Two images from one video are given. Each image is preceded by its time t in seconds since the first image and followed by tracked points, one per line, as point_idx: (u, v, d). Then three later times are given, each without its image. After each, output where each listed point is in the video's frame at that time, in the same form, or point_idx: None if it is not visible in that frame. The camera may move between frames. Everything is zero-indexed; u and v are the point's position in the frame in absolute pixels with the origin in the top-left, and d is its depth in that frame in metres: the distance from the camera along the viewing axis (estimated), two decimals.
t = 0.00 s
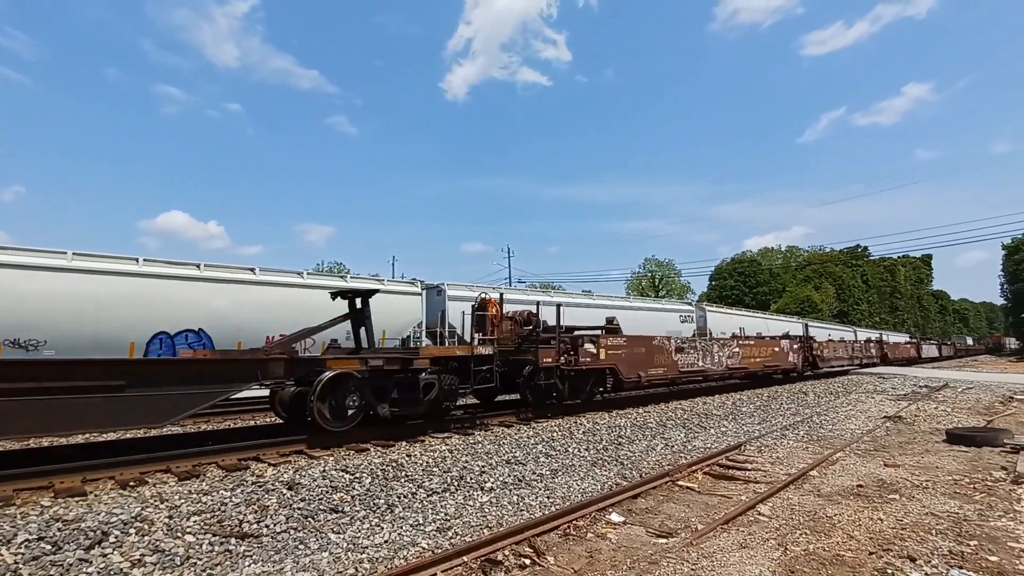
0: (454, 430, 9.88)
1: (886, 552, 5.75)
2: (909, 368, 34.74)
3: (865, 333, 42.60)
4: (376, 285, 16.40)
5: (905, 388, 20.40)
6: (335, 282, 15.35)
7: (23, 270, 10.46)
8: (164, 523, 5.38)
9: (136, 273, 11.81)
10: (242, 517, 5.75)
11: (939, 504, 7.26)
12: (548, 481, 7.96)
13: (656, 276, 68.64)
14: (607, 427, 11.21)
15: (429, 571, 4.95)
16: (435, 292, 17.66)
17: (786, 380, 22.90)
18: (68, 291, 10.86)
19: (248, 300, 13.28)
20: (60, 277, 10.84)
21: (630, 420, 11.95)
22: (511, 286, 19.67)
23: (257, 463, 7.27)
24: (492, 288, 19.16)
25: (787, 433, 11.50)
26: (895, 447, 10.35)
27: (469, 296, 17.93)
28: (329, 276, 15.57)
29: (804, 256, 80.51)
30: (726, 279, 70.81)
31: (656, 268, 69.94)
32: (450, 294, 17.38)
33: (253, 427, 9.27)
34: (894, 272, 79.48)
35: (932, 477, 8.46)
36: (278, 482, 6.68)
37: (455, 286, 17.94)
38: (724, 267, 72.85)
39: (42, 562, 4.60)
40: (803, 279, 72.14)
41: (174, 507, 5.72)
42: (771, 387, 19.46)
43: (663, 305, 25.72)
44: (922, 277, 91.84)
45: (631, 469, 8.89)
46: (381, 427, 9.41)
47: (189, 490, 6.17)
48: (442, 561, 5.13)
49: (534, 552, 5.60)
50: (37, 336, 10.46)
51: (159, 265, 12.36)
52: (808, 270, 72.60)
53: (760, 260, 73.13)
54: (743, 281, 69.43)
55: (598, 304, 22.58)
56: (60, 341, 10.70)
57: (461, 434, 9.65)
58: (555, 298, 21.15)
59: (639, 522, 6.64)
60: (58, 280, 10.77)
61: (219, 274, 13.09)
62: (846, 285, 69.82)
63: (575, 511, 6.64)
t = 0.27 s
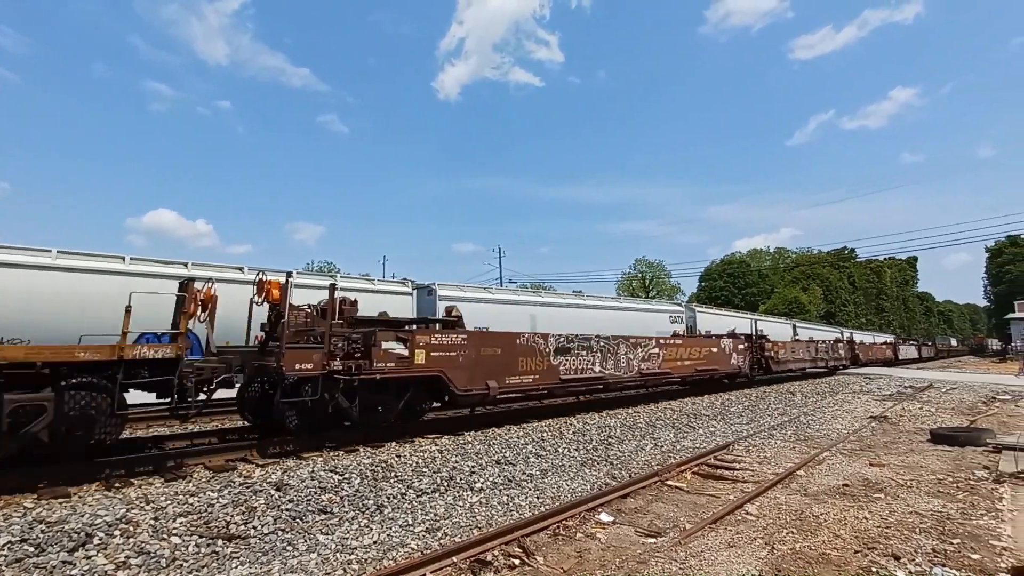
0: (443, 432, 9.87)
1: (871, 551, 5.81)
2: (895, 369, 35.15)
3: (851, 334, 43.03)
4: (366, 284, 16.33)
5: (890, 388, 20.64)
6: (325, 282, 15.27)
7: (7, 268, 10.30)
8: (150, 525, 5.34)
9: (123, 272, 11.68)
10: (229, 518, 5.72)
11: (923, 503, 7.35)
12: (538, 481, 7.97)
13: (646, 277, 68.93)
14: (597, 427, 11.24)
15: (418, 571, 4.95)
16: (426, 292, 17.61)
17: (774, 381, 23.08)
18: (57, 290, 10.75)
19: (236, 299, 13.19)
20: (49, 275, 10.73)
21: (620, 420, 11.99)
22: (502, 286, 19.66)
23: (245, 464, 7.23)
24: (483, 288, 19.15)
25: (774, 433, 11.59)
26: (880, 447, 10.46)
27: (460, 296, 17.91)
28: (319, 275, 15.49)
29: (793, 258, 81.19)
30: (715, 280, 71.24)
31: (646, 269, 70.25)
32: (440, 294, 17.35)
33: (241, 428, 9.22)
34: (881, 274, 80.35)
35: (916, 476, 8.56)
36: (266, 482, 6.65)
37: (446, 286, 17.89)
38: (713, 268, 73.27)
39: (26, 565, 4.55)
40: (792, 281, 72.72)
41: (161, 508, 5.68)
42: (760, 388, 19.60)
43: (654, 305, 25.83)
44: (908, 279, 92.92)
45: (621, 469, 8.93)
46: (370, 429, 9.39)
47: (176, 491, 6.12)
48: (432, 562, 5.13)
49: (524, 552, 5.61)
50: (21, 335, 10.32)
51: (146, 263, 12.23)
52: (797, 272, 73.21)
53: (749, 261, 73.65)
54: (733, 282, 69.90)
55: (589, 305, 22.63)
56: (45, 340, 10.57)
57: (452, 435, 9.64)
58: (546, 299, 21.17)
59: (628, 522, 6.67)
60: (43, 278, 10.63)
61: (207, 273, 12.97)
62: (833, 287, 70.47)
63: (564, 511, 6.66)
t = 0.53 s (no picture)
0: (437, 433, 9.86)
1: (863, 550, 5.85)
2: (886, 369, 35.42)
3: (843, 334, 43.32)
4: (361, 283, 16.31)
5: (882, 388, 20.77)
6: (319, 281, 15.25)
7: None
8: (142, 525, 5.31)
9: (116, 270, 11.62)
10: (221, 518, 5.70)
11: (913, 502, 7.40)
12: (532, 481, 7.99)
13: (641, 278, 69.14)
14: (591, 427, 11.26)
15: (411, 571, 4.95)
16: (420, 292, 17.58)
17: (766, 381, 23.19)
18: (50, 288, 10.71)
19: (230, 299, 13.16)
20: (40, 274, 10.66)
21: (614, 420, 12.02)
22: (497, 286, 19.66)
23: (238, 464, 7.21)
24: (478, 288, 19.14)
25: (767, 433, 11.65)
26: (872, 447, 10.53)
27: (454, 296, 17.89)
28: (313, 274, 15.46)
29: (786, 259, 81.58)
30: (709, 281, 71.50)
31: (641, 270, 70.46)
32: (435, 293, 17.33)
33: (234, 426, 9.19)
34: (873, 275, 80.88)
35: (907, 476, 8.63)
36: (259, 482, 6.63)
37: (441, 286, 17.87)
38: (707, 268, 73.55)
39: (15, 566, 4.53)
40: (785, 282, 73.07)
41: (152, 508, 5.66)
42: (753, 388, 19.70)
43: (648, 305, 25.90)
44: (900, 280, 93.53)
45: (615, 469, 8.95)
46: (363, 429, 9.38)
47: (167, 491, 6.10)
48: (425, 562, 5.13)
49: (518, 552, 5.62)
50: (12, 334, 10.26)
51: (138, 261, 12.16)
52: (790, 273, 73.60)
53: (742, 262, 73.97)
54: (726, 283, 70.19)
55: (583, 305, 22.66)
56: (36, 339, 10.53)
57: (445, 435, 9.64)
58: (541, 299, 21.18)
59: (622, 522, 6.69)
60: (34, 277, 10.56)
61: (200, 272, 12.92)
62: (826, 288, 70.86)
63: (558, 511, 6.68)
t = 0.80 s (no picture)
0: (431, 432, 9.85)
1: (854, 549, 5.90)
2: (879, 369, 35.64)
3: (837, 335, 43.53)
4: (356, 282, 16.28)
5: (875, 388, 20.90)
6: (314, 280, 15.21)
7: None
8: (134, 524, 5.30)
9: (109, 268, 11.56)
10: (214, 518, 5.69)
11: (905, 502, 7.46)
12: (526, 481, 8.00)
13: (636, 278, 69.31)
14: (586, 427, 11.28)
15: (406, 571, 4.95)
16: (416, 291, 17.56)
17: (760, 381, 23.29)
18: (42, 286, 10.65)
19: (224, 297, 13.12)
20: (32, 271, 10.58)
21: (609, 420, 12.04)
22: (493, 286, 19.66)
23: (232, 463, 7.20)
24: (473, 287, 19.13)
25: (761, 433, 11.71)
26: (864, 447, 10.60)
27: (450, 296, 17.88)
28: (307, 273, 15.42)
29: (780, 259, 81.94)
30: (704, 281, 71.70)
31: (636, 270, 70.59)
32: (431, 293, 17.32)
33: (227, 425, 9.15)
34: (866, 276, 81.31)
35: (899, 475, 8.69)
36: (253, 482, 6.62)
37: (436, 285, 17.86)
38: (702, 269, 73.73)
39: (6, 565, 4.51)
40: (779, 282, 73.37)
41: (145, 507, 5.64)
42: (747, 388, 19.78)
43: (643, 305, 25.96)
44: (893, 281, 94.08)
45: (609, 469, 8.97)
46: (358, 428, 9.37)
47: (160, 490, 6.08)
48: (420, 561, 5.14)
49: (512, 551, 5.63)
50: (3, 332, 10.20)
51: (131, 260, 12.09)
52: (784, 273, 73.89)
53: (737, 263, 74.25)
54: (721, 283, 70.39)
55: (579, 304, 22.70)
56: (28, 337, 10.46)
57: (440, 435, 9.64)
58: (536, 298, 21.20)
59: (616, 521, 6.71)
60: (26, 275, 10.48)
61: (194, 270, 12.87)
62: (820, 289, 71.17)
63: (553, 510, 6.69)
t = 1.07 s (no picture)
0: (425, 431, 9.85)
1: (847, 548, 5.93)
2: (872, 369, 35.82)
3: (830, 336, 43.70)
4: (351, 281, 16.26)
5: (867, 388, 21.02)
6: (308, 278, 15.17)
7: None
8: (127, 524, 5.28)
9: (101, 266, 11.49)
10: (208, 517, 5.67)
11: (898, 501, 7.51)
12: (521, 480, 8.01)
13: (631, 278, 69.47)
14: (581, 427, 11.30)
15: (400, 571, 4.95)
16: (411, 290, 17.54)
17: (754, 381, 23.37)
18: (35, 284, 10.56)
19: (218, 295, 13.07)
20: (24, 270, 10.49)
21: (604, 420, 12.06)
22: (488, 285, 19.66)
23: (225, 463, 7.17)
24: (469, 287, 19.13)
25: (755, 432, 11.75)
26: (857, 447, 10.66)
27: (445, 295, 17.88)
28: (302, 272, 15.37)
29: (775, 260, 82.25)
30: (699, 281, 71.88)
31: (631, 270, 70.70)
32: (426, 292, 17.31)
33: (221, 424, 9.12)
34: (860, 277, 81.71)
35: (892, 475, 8.74)
36: (247, 481, 6.61)
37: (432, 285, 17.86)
38: (697, 269, 73.91)
39: None
40: (773, 283, 73.64)
41: (137, 507, 5.62)
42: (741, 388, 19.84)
43: (638, 305, 26.01)
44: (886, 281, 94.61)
45: (604, 468, 8.99)
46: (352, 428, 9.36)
47: (153, 490, 6.06)
48: (414, 561, 5.14)
49: (507, 550, 5.64)
50: None
51: (123, 258, 12.02)
52: (778, 274, 74.15)
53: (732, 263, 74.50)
54: (716, 283, 70.58)
55: (574, 304, 22.72)
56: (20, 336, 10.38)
57: (435, 434, 9.64)
58: (532, 298, 21.21)
59: (610, 521, 6.73)
60: (18, 273, 10.39)
61: (188, 268, 12.81)
62: (814, 289, 71.47)
63: (547, 510, 6.71)
